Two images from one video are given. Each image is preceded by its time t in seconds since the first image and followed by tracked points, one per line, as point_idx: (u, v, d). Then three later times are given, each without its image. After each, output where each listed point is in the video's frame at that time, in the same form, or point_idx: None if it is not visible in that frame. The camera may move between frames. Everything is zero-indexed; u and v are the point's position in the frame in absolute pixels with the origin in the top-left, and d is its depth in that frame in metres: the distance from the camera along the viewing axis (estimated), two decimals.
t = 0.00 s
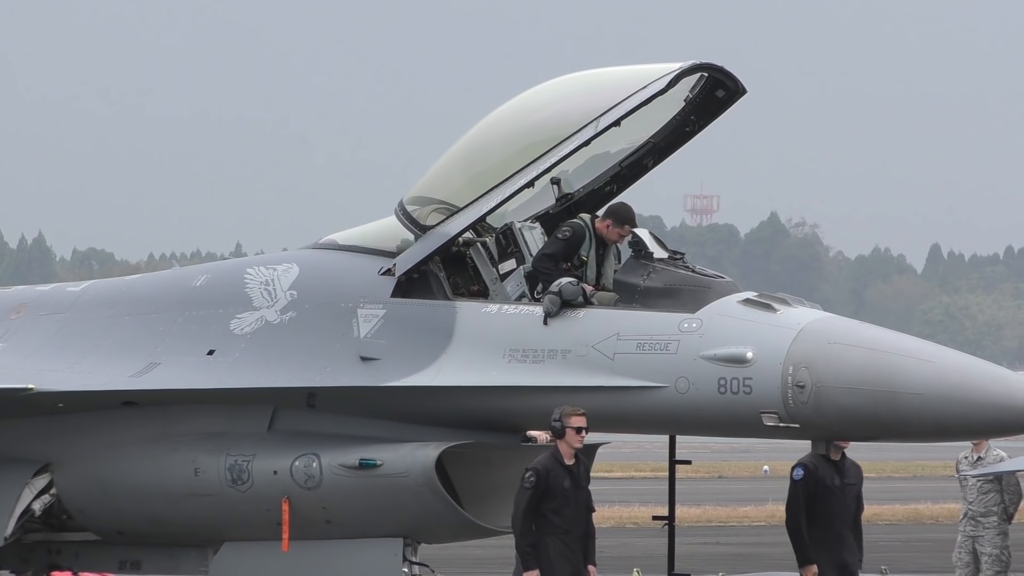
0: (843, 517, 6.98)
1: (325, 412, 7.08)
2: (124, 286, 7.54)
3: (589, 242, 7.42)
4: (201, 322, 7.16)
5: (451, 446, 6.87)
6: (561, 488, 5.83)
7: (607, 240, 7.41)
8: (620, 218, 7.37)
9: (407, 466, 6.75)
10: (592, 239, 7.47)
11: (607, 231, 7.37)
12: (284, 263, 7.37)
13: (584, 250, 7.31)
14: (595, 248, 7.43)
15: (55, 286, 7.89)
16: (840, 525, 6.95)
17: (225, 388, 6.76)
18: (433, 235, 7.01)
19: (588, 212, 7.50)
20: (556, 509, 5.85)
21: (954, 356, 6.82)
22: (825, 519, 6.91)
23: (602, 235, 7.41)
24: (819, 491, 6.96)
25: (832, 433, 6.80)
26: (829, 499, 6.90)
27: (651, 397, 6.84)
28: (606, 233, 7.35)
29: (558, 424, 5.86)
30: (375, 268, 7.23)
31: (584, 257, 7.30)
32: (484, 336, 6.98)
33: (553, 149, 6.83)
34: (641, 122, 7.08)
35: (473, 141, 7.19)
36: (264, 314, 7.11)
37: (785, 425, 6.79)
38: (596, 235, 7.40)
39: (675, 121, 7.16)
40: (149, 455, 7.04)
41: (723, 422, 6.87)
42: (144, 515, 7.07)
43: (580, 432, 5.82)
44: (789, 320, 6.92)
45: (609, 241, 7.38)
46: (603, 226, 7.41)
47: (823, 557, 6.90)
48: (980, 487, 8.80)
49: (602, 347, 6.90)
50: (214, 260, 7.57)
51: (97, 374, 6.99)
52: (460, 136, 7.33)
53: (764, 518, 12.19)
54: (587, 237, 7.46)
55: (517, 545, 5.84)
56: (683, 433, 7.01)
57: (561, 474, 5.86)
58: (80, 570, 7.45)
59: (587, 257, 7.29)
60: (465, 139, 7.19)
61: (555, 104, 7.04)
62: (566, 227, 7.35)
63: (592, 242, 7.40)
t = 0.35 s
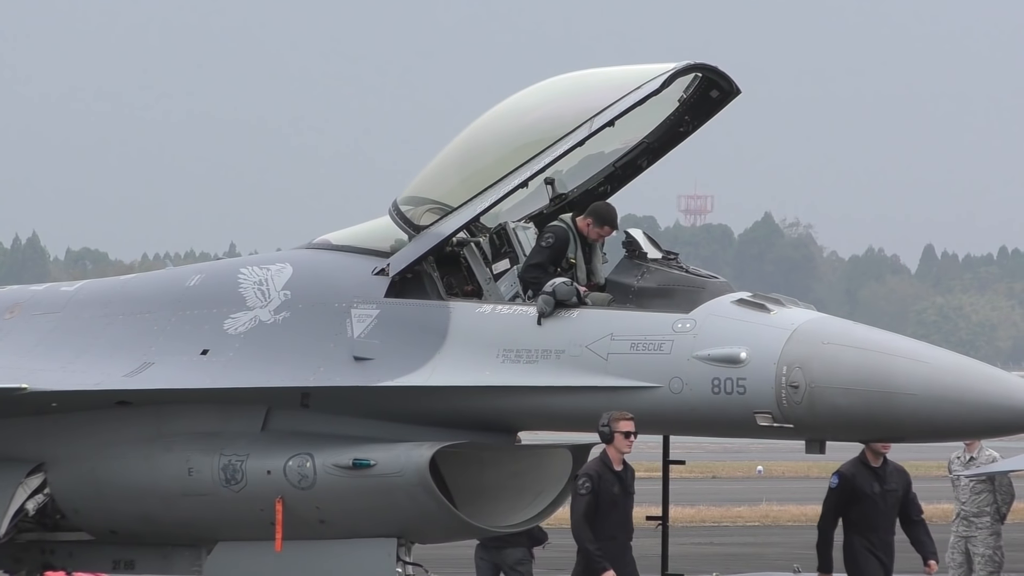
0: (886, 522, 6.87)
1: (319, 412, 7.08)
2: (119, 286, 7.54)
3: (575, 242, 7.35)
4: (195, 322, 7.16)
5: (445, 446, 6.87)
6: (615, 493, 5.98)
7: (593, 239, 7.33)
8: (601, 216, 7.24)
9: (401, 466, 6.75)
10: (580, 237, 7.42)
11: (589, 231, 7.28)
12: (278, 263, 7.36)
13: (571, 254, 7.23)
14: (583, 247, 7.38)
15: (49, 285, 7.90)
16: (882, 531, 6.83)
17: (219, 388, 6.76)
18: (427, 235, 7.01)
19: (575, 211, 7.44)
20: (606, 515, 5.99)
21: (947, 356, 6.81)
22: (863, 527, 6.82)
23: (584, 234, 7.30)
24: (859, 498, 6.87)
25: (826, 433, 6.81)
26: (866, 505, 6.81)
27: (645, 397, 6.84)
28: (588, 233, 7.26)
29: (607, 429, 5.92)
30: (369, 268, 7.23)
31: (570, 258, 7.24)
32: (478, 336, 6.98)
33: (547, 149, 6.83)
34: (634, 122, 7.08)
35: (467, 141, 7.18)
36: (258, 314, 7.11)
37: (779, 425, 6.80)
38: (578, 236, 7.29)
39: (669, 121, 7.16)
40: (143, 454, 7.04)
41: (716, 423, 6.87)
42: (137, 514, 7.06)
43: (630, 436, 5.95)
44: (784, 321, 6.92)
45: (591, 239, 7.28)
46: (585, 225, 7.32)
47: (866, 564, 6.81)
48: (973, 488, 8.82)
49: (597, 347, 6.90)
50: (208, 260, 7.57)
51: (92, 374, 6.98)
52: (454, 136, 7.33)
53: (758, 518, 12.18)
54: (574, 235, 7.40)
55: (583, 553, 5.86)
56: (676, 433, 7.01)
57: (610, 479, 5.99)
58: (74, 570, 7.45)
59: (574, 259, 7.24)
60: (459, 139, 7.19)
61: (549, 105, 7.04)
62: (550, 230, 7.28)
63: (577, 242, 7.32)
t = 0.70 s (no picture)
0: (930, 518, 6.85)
1: (308, 412, 7.08)
2: (107, 286, 7.53)
3: (559, 244, 7.34)
4: (184, 322, 7.15)
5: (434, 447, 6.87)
6: (662, 489, 6.00)
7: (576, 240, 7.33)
8: (588, 219, 7.26)
9: (391, 466, 6.76)
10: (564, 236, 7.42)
11: (575, 233, 7.27)
12: (266, 262, 7.36)
13: (555, 255, 7.24)
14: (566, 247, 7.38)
15: (38, 285, 7.88)
16: (927, 527, 6.81)
17: (209, 388, 6.75)
18: (417, 235, 7.01)
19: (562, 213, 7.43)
20: (655, 511, 6.02)
21: (938, 357, 6.81)
22: (914, 522, 6.76)
23: (569, 236, 7.31)
24: (906, 493, 6.81)
25: (815, 434, 6.81)
26: (916, 501, 6.77)
27: (635, 397, 6.83)
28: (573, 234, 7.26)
29: (658, 424, 5.97)
30: (358, 268, 7.22)
31: (554, 260, 7.22)
32: (469, 336, 6.98)
33: (538, 149, 6.82)
34: (624, 122, 7.08)
35: (456, 141, 7.17)
36: (247, 314, 7.10)
37: (768, 426, 6.81)
38: (563, 237, 7.30)
39: (658, 121, 7.16)
40: (132, 455, 7.04)
41: (705, 423, 6.87)
42: (125, 515, 7.06)
43: (679, 431, 5.98)
44: (774, 321, 6.92)
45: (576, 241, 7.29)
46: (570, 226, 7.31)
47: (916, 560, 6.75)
48: (960, 488, 8.81)
49: (586, 347, 6.90)
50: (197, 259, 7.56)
51: (81, 374, 6.97)
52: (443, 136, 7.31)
53: (747, 518, 12.16)
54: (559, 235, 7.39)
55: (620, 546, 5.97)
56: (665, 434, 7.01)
57: (660, 474, 6.03)
58: (62, 570, 7.45)
59: (558, 260, 7.24)
60: (448, 138, 7.17)
61: (538, 105, 7.03)
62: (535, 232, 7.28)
63: (561, 244, 7.33)
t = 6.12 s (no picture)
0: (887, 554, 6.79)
1: (218, 436, 7.09)
2: (22, 307, 7.54)
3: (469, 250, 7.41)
4: (96, 344, 7.16)
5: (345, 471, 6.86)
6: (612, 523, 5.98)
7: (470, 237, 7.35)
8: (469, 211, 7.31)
9: (300, 490, 6.74)
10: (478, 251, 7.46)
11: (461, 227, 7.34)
12: (180, 285, 7.37)
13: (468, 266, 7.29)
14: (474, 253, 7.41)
15: None
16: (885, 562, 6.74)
17: (119, 410, 6.74)
18: (330, 259, 7.03)
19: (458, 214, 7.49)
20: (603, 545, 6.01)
21: (847, 385, 6.82)
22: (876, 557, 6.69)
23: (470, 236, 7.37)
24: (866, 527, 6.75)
25: (726, 462, 6.74)
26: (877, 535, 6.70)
27: (545, 423, 6.79)
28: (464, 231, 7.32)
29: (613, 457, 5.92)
30: (271, 292, 7.24)
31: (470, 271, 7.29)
32: (382, 360, 6.97)
33: (451, 174, 6.84)
34: (538, 148, 7.15)
35: (370, 165, 7.18)
36: (159, 336, 7.11)
37: (679, 453, 6.73)
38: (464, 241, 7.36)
39: (573, 147, 7.24)
40: (42, 476, 7.03)
41: (616, 450, 6.82)
42: (33, 535, 7.07)
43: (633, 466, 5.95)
44: (685, 348, 6.86)
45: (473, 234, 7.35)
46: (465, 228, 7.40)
47: None
48: (875, 517, 8.80)
49: (498, 372, 6.86)
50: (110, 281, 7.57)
51: None
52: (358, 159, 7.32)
53: (656, 545, 11.89)
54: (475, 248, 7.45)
55: None
56: (575, 460, 6.99)
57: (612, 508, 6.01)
58: None
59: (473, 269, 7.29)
60: (363, 162, 7.19)
61: (452, 130, 7.05)
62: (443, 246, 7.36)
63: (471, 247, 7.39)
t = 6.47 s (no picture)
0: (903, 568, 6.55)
1: (201, 439, 6.85)
2: None
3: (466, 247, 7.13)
4: (74, 344, 6.91)
5: (333, 477, 6.62)
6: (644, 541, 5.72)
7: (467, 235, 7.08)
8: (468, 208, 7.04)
9: (286, 496, 6.49)
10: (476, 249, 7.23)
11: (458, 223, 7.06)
12: (160, 283, 7.13)
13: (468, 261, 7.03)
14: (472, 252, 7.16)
15: None
16: None
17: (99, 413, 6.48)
18: (318, 256, 6.79)
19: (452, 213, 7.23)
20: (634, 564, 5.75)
21: (855, 389, 6.58)
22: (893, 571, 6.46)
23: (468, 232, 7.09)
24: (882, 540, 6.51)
25: (728, 469, 6.50)
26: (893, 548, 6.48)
27: (541, 427, 6.54)
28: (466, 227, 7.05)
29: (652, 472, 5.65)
30: (256, 290, 7.00)
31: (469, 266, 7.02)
32: (371, 361, 6.73)
33: (444, 170, 6.59)
34: (535, 143, 6.91)
35: (360, 160, 6.94)
36: (139, 336, 6.86)
37: (680, 459, 6.48)
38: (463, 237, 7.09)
39: (570, 142, 7.01)
40: (17, 481, 6.79)
41: (615, 455, 6.57)
42: (8, 540, 6.83)
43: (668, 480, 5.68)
44: (687, 350, 6.62)
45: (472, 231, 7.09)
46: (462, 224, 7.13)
47: None
48: (880, 526, 8.56)
49: (492, 374, 6.61)
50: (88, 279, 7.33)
51: None
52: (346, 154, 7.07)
53: (654, 555, 11.63)
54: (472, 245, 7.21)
55: None
56: (571, 466, 6.75)
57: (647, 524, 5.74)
58: None
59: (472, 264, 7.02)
60: (351, 157, 6.94)
61: (445, 124, 6.81)
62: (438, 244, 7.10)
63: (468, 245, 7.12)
